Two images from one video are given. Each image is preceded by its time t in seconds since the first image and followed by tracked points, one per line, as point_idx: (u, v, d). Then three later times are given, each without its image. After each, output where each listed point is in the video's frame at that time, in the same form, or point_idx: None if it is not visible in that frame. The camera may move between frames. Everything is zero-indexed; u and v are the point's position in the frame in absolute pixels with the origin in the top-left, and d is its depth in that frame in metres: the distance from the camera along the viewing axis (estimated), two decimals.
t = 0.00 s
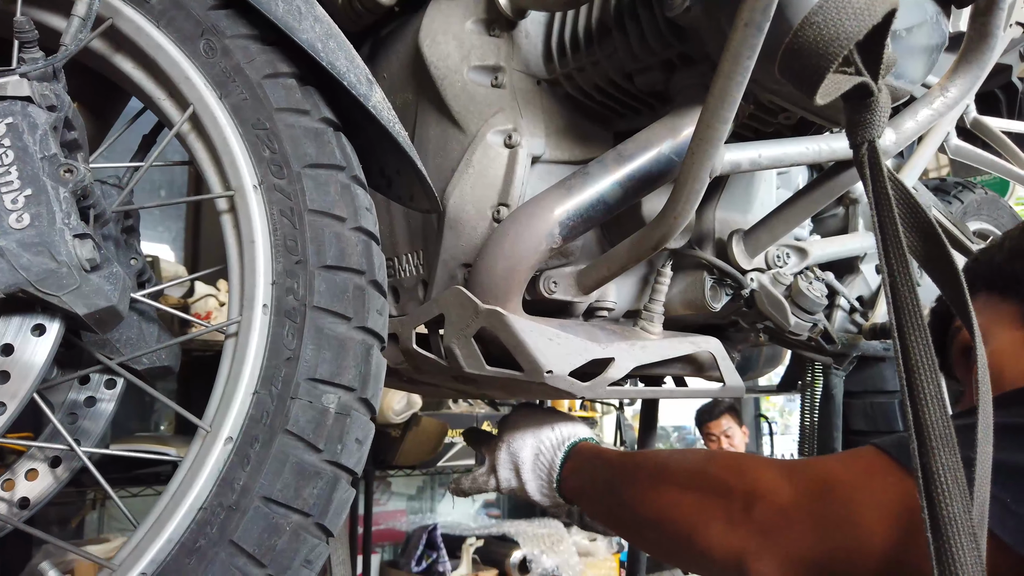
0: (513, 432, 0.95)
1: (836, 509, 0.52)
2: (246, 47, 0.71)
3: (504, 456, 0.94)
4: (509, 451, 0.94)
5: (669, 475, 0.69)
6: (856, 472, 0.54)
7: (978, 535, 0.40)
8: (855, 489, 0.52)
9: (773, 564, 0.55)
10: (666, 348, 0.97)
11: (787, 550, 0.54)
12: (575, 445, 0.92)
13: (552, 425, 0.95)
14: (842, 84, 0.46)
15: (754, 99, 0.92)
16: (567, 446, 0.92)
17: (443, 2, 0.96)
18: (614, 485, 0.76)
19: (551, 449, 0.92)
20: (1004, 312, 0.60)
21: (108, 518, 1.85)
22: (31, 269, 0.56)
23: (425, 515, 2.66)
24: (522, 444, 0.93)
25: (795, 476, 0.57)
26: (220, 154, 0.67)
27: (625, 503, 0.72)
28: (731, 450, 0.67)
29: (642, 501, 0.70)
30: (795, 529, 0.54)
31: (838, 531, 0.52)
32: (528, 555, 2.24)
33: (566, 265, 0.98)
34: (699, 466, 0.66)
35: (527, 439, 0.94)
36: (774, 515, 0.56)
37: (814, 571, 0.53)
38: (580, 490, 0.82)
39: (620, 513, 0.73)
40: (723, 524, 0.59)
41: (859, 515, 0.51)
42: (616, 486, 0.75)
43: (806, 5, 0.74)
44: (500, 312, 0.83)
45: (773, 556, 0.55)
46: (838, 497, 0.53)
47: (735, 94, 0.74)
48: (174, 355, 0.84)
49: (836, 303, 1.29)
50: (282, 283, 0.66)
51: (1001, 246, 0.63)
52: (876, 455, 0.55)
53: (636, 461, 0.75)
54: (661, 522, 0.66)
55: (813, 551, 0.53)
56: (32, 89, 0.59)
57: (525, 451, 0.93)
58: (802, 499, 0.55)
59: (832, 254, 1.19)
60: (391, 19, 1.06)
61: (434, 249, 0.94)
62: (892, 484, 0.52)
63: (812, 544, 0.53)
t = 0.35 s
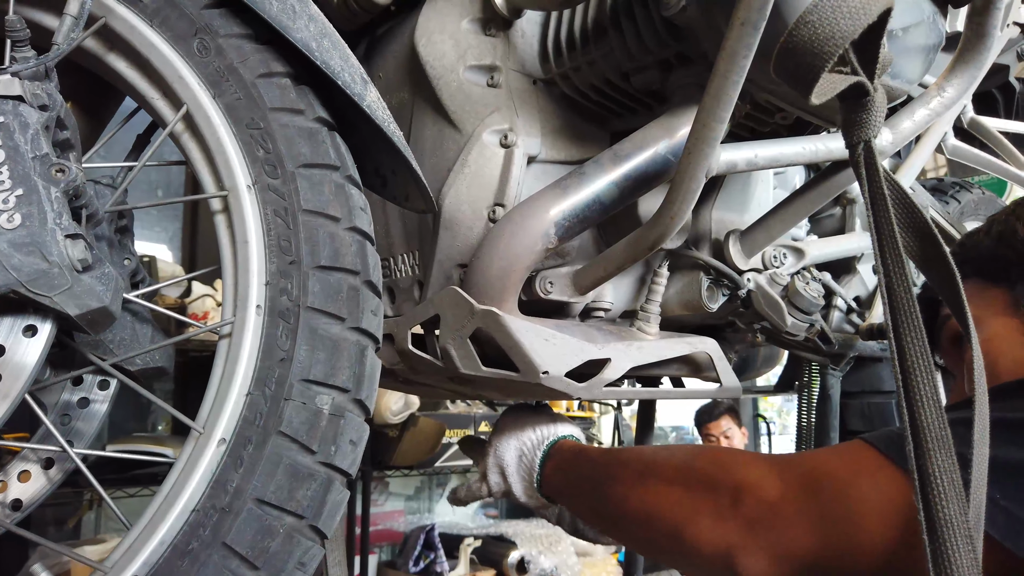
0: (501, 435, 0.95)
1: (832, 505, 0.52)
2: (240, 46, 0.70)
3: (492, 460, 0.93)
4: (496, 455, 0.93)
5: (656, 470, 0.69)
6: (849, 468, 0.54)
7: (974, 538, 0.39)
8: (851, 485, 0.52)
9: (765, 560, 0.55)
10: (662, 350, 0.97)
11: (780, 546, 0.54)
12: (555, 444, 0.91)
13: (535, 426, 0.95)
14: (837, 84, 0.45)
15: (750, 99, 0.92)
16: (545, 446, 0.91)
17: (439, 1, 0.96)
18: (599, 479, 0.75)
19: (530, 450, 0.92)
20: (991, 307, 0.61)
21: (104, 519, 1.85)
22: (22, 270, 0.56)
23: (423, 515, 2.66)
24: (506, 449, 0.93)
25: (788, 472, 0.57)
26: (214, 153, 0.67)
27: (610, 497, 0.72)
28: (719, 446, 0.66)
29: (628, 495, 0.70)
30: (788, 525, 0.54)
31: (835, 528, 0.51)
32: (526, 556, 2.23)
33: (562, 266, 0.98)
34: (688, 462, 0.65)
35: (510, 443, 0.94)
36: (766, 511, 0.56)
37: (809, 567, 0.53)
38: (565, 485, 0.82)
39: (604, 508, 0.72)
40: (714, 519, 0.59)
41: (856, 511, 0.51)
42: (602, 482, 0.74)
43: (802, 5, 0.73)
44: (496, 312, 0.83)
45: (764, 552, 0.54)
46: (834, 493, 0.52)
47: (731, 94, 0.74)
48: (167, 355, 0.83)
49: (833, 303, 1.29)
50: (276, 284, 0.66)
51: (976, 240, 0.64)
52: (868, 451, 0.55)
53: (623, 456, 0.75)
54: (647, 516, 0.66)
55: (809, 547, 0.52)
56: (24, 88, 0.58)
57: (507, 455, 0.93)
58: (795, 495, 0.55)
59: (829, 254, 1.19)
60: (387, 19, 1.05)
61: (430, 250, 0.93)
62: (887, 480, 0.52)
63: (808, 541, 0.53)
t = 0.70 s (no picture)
0: (511, 429, 0.94)
1: (831, 494, 0.52)
2: (235, 43, 0.70)
3: (504, 451, 0.92)
4: (511, 446, 0.92)
5: (662, 465, 0.69)
6: (849, 458, 0.53)
7: (975, 537, 0.39)
8: (850, 475, 0.52)
9: (765, 552, 0.55)
10: (660, 350, 0.96)
11: (780, 536, 0.54)
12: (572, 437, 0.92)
13: (550, 420, 0.95)
14: (838, 81, 0.45)
15: (748, 98, 0.92)
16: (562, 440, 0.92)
17: None
18: (609, 475, 0.76)
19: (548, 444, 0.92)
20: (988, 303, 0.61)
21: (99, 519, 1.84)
22: (15, 268, 0.55)
23: (420, 515, 2.65)
24: (523, 441, 0.92)
25: (787, 463, 0.57)
26: (209, 151, 0.66)
27: (620, 493, 0.72)
28: (723, 440, 0.66)
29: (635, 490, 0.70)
30: (788, 516, 0.54)
31: (835, 517, 0.51)
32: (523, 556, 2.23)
33: (560, 265, 0.97)
34: (691, 456, 0.66)
35: (526, 435, 0.93)
36: (765, 503, 0.56)
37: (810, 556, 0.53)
38: (576, 482, 0.83)
39: (615, 504, 0.73)
40: (714, 512, 0.59)
41: (856, 499, 0.51)
42: (611, 477, 0.75)
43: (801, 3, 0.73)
44: (494, 312, 0.82)
45: (766, 544, 0.55)
46: (832, 482, 0.52)
47: (730, 92, 0.73)
48: (162, 355, 0.83)
49: (831, 303, 1.29)
50: (271, 283, 0.66)
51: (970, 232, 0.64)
52: (869, 442, 0.54)
53: (631, 451, 0.75)
54: (655, 511, 0.66)
55: (809, 537, 0.53)
56: (17, 85, 0.58)
57: (524, 447, 0.92)
58: (795, 486, 0.55)
59: (827, 254, 1.19)
60: (384, 16, 1.05)
61: (427, 249, 0.93)
62: (889, 469, 0.51)
63: (808, 530, 0.53)
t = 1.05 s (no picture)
0: (510, 427, 0.94)
1: (829, 491, 0.52)
2: (234, 42, 0.69)
3: (501, 448, 0.93)
4: (508, 444, 0.93)
5: (662, 461, 0.69)
6: (848, 455, 0.53)
7: (976, 536, 0.39)
8: (850, 473, 0.52)
9: (763, 548, 0.55)
10: (661, 349, 0.96)
11: (778, 532, 0.54)
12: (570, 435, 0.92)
13: (548, 420, 0.94)
14: (840, 80, 0.44)
15: (749, 97, 0.92)
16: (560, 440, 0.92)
17: None
18: (609, 471, 0.76)
19: (546, 443, 0.92)
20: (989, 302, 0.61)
21: (98, 519, 1.84)
22: (13, 266, 0.55)
23: (419, 515, 2.65)
24: (520, 438, 0.92)
25: (786, 460, 0.57)
26: (207, 150, 0.66)
27: (618, 489, 0.72)
28: (723, 436, 0.66)
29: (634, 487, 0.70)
30: (788, 513, 0.54)
31: (833, 513, 0.51)
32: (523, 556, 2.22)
33: (560, 265, 0.97)
34: (690, 452, 0.65)
35: (525, 434, 0.93)
36: (764, 499, 0.56)
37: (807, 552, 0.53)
38: (575, 478, 0.83)
39: (613, 501, 0.73)
40: (713, 508, 0.59)
41: (854, 496, 0.51)
42: (610, 473, 0.75)
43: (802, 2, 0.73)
44: (494, 311, 0.82)
45: (765, 540, 0.55)
46: (832, 479, 0.52)
47: (730, 91, 0.73)
48: (161, 354, 0.83)
49: (832, 303, 1.30)
50: (270, 282, 0.65)
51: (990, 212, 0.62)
52: (869, 440, 0.54)
53: (630, 448, 0.75)
54: (653, 507, 0.66)
55: (806, 533, 0.52)
56: (15, 83, 0.58)
57: (523, 443, 0.92)
58: (793, 482, 0.55)
59: (828, 253, 1.19)
60: (383, 15, 1.04)
61: (427, 248, 0.93)
62: (889, 468, 0.51)
63: (806, 526, 0.53)
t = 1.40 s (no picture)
0: (512, 424, 0.94)
1: (835, 485, 0.52)
2: (239, 37, 0.69)
3: (503, 445, 0.92)
4: (509, 441, 0.92)
5: (665, 458, 0.68)
6: (853, 449, 0.53)
7: (988, 532, 0.39)
8: (856, 467, 0.51)
9: (768, 544, 0.54)
10: (667, 346, 0.96)
11: (783, 528, 0.54)
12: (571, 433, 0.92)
13: (548, 419, 0.94)
14: (850, 73, 0.44)
15: (755, 93, 0.91)
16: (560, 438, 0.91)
17: None
18: (610, 468, 0.75)
19: (546, 441, 0.92)
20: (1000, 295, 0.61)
21: (101, 518, 1.84)
22: (19, 262, 0.55)
23: (422, 515, 2.64)
24: (520, 437, 0.92)
25: (791, 455, 0.57)
26: (213, 145, 0.66)
27: (620, 486, 0.72)
28: (727, 432, 0.66)
29: (637, 483, 0.69)
30: (792, 509, 0.53)
31: (839, 507, 0.51)
32: (526, 556, 2.22)
33: (564, 262, 0.97)
34: (692, 448, 0.65)
35: (524, 432, 0.93)
36: (768, 495, 0.55)
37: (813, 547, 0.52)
38: (577, 475, 0.83)
39: (615, 498, 0.72)
40: (717, 505, 0.59)
41: (861, 489, 0.50)
42: (612, 471, 0.75)
43: None
44: (499, 308, 0.82)
45: (770, 537, 0.54)
46: (837, 474, 0.52)
47: (737, 86, 0.72)
48: (166, 350, 0.82)
49: (837, 301, 1.31)
50: (276, 277, 0.65)
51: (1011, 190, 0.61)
52: (874, 434, 0.54)
53: (632, 445, 0.74)
54: (656, 504, 0.66)
55: (813, 529, 0.52)
56: (20, 78, 0.57)
57: (523, 442, 0.92)
58: (798, 478, 0.55)
59: (833, 251, 1.18)
60: (388, 12, 1.04)
61: (431, 245, 0.93)
62: (895, 460, 0.51)
63: (812, 522, 0.52)
